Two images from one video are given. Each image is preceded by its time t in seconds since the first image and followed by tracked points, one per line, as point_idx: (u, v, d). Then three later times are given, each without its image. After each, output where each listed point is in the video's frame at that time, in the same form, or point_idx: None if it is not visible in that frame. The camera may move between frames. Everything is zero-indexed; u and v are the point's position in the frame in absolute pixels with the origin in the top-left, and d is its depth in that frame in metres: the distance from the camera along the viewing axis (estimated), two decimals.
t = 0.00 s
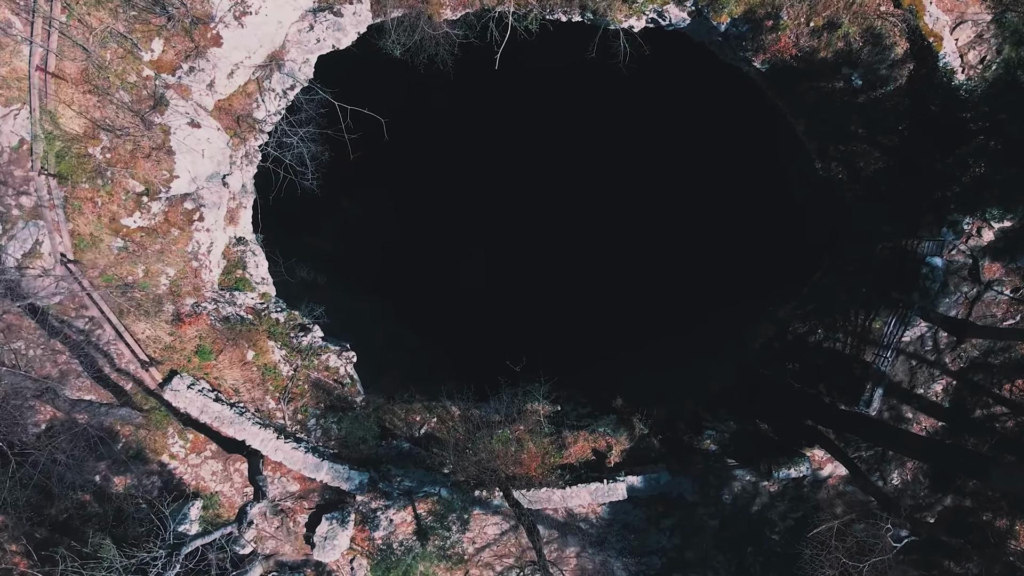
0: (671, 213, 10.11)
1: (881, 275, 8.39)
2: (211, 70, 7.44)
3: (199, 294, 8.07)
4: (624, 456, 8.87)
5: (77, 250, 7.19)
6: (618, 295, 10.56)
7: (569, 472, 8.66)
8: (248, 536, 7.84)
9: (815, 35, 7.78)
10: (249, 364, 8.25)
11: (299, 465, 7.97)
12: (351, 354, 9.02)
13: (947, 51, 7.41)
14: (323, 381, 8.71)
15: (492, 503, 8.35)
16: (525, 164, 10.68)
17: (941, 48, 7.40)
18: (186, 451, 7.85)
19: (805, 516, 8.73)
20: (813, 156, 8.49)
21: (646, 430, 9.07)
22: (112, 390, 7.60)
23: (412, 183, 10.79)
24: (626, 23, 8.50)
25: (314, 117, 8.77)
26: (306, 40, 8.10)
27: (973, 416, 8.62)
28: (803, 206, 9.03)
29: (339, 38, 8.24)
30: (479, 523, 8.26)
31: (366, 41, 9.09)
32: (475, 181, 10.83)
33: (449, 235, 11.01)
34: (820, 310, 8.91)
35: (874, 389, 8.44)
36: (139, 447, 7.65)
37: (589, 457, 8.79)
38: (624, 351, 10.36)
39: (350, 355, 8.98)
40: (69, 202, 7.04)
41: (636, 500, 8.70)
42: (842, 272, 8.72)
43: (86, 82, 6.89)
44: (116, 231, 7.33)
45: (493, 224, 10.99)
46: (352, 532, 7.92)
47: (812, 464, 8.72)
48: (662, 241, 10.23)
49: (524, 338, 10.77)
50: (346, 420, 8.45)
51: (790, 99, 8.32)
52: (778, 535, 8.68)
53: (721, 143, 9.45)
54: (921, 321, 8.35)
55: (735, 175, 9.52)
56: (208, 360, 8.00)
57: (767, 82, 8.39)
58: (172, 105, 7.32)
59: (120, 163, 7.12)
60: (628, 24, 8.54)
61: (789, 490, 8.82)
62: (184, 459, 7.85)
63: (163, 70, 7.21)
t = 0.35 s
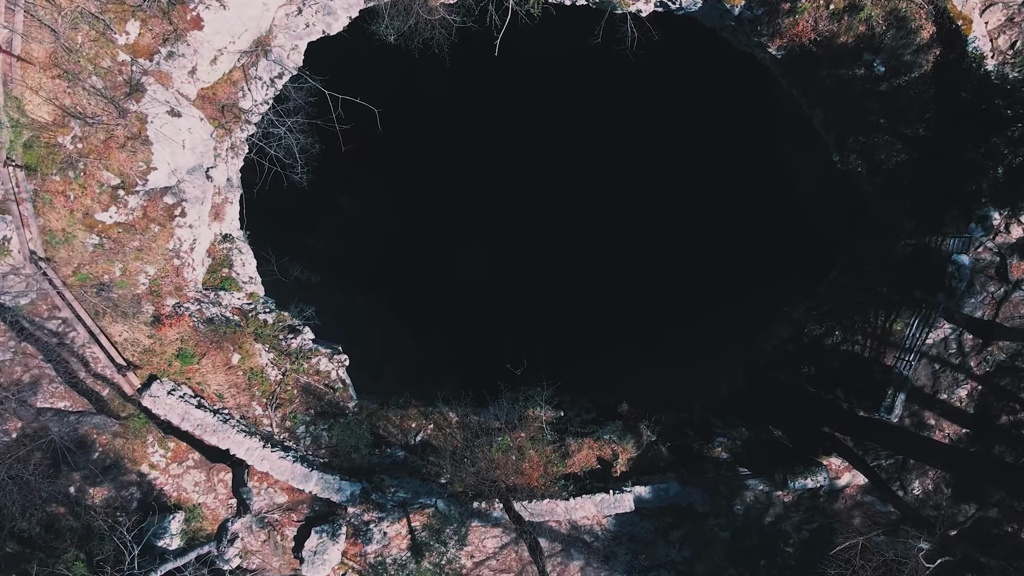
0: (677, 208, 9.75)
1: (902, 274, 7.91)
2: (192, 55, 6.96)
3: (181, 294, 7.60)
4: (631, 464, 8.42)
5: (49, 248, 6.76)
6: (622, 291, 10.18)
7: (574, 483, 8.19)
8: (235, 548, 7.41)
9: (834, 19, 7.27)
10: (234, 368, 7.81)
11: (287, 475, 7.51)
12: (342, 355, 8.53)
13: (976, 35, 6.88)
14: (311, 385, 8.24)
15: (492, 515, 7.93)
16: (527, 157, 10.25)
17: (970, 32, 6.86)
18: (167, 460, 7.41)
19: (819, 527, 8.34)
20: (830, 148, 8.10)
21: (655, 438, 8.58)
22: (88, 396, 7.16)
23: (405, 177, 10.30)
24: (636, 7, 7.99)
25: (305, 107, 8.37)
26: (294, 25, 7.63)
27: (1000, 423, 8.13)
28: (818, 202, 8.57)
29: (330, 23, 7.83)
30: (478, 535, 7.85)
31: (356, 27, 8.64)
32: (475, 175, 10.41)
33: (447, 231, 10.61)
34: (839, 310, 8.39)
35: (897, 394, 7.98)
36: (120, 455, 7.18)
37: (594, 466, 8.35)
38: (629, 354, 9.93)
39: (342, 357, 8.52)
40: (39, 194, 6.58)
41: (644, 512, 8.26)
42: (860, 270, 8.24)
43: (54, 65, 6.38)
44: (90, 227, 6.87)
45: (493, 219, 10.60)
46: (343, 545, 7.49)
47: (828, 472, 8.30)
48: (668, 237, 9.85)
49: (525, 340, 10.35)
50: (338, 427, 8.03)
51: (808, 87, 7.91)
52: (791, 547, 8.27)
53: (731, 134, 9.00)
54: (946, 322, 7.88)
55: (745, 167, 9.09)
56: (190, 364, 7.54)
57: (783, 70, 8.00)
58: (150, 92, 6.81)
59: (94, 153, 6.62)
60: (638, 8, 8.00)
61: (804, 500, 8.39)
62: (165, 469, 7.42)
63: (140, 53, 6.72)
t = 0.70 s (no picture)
0: (689, 202, 9.19)
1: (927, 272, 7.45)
2: (171, 38, 6.58)
3: (160, 294, 7.20)
4: (639, 473, 7.94)
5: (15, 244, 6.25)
6: (631, 292, 9.50)
7: (578, 494, 7.71)
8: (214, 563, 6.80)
9: None
10: (217, 372, 7.35)
11: (273, 487, 7.02)
12: (334, 360, 8.15)
13: (1008, 16, 6.56)
14: (300, 390, 7.79)
15: (492, 527, 7.46)
16: (529, 145, 9.68)
17: (1003, 12, 6.56)
18: (145, 470, 6.90)
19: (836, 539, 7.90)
20: (851, 138, 7.80)
21: (663, 444, 8.16)
22: (60, 402, 6.69)
23: (397, 166, 9.73)
24: None
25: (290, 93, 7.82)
26: (281, 7, 7.36)
27: None
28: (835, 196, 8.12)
29: (319, 6, 7.67)
30: (478, 549, 7.38)
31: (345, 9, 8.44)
32: (473, 164, 9.82)
33: (445, 225, 9.95)
34: (857, 311, 8.03)
35: (922, 401, 7.43)
36: (93, 464, 6.68)
37: (600, 476, 7.88)
38: (636, 357, 9.40)
39: (333, 361, 8.14)
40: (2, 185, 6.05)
41: (653, 524, 7.79)
42: (885, 271, 7.84)
43: (16, 46, 5.82)
44: (61, 221, 6.42)
45: (497, 219, 9.95)
46: (334, 561, 7.01)
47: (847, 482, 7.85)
48: (679, 232, 9.28)
49: (526, 340, 9.82)
50: (327, 435, 7.57)
51: (829, 74, 7.72)
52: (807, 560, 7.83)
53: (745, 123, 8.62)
54: (973, 323, 7.38)
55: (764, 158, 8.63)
56: (169, 367, 7.05)
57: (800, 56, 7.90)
58: (125, 76, 6.40)
59: (62, 141, 6.16)
60: None
61: (820, 512, 7.93)
62: (142, 480, 6.90)
63: (115, 35, 6.31)
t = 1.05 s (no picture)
0: (700, 195, 8.74)
1: (954, 270, 7.02)
2: (145, 18, 6.08)
3: (136, 294, 6.71)
4: (646, 484, 7.51)
5: None
6: (640, 288, 9.01)
7: (583, 508, 7.21)
8: None
9: None
10: (197, 377, 6.86)
11: (255, 500, 6.56)
12: (323, 362, 7.64)
13: None
14: (288, 396, 7.31)
15: (491, 543, 6.98)
16: (541, 133, 9.26)
17: None
18: (120, 482, 6.44)
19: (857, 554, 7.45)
20: (874, 127, 7.61)
21: (673, 453, 7.64)
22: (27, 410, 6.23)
23: (394, 157, 9.28)
24: None
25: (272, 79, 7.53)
26: None
27: None
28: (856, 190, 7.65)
29: None
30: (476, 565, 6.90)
31: None
32: (474, 155, 9.41)
33: (444, 219, 9.48)
34: (879, 311, 7.57)
35: (951, 407, 6.89)
36: (64, 477, 6.25)
37: (606, 487, 7.42)
38: (643, 360, 8.88)
39: (324, 364, 7.62)
40: None
41: (662, 538, 7.31)
42: (911, 267, 7.35)
43: None
44: (26, 215, 5.95)
45: (496, 214, 9.46)
46: None
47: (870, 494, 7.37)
48: (690, 226, 8.83)
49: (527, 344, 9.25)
50: (316, 443, 7.10)
51: (853, 60, 7.72)
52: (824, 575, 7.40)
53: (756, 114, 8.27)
54: (1005, 325, 6.94)
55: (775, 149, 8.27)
56: (145, 372, 6.57)
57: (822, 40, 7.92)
58: (95, 58, 5.88)
59: (23, 127, 5.68)
60: None
61: (841, 525, 7.46)
62: (116, 492, 6.44)
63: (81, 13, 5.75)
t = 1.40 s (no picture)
0: (712, 191, 8.33)
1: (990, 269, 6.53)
2: None
3: (112, 295, 6.25)
4: (656, 497, 7.07)
5: None
6: (648, 288, 8.58)
7: (591, 523, 6.76)
8: None
9: None
10: (176, 385, 6.37)
11: (239, 516, 6.11)
12: (313, 366, 7.14)
13: None
14: (274, 404, 6.83)
15: (493, 563, 6.46)
16: (541, 122, 8.82)
17: None
18: (94, 498, 6.01)
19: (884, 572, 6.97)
20: (901, 117, 7.26)
21: (685, 464, 7.18)
22: None
23: (387, 149, 8.76)
24: None
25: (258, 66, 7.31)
26: None
27: None
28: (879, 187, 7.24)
29: None
30: None
31: None
32: (477, 147, 8.91)
33: (439, 215, 8.97)
34: (905, 312, 7.08)
35: (985, 416, 6.67)
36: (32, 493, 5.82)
37: (614, 500, 7.00)
38: (651, 365, 8.40)
39: (313, 369, 7.14)
40: None
41: (675, 555, 6.86)
42: (940, 266, 6.89)
43: None
44: None
45: (496, 210, 8.96)
46: None
47: (896, 508, 6.95)
48: (699, 218, 8.40)
49: (529, 347, 8.82)
50: (304, 455, 6.59)
51: (879, 43, 7.30)
52: None
53: (766, 108, 7.99)
54: None
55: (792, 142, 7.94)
56: (119, 379, 6.09)
57: (848, 23, 7.51)
58: (61, 38, 5.40)
59: None
60: None
61: (864, 541, 7.02)
62: (89, 508, 6.01)
63: None
